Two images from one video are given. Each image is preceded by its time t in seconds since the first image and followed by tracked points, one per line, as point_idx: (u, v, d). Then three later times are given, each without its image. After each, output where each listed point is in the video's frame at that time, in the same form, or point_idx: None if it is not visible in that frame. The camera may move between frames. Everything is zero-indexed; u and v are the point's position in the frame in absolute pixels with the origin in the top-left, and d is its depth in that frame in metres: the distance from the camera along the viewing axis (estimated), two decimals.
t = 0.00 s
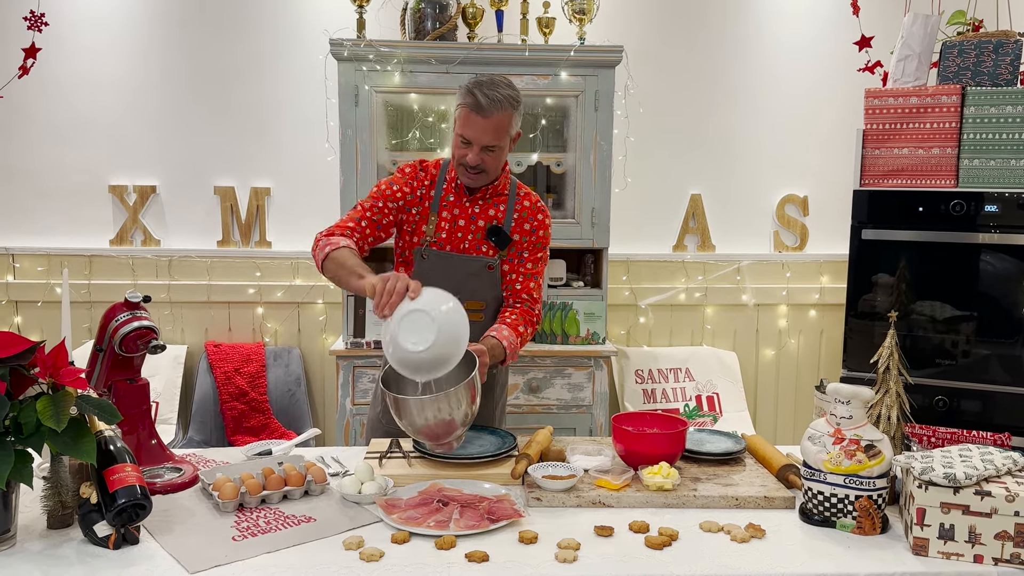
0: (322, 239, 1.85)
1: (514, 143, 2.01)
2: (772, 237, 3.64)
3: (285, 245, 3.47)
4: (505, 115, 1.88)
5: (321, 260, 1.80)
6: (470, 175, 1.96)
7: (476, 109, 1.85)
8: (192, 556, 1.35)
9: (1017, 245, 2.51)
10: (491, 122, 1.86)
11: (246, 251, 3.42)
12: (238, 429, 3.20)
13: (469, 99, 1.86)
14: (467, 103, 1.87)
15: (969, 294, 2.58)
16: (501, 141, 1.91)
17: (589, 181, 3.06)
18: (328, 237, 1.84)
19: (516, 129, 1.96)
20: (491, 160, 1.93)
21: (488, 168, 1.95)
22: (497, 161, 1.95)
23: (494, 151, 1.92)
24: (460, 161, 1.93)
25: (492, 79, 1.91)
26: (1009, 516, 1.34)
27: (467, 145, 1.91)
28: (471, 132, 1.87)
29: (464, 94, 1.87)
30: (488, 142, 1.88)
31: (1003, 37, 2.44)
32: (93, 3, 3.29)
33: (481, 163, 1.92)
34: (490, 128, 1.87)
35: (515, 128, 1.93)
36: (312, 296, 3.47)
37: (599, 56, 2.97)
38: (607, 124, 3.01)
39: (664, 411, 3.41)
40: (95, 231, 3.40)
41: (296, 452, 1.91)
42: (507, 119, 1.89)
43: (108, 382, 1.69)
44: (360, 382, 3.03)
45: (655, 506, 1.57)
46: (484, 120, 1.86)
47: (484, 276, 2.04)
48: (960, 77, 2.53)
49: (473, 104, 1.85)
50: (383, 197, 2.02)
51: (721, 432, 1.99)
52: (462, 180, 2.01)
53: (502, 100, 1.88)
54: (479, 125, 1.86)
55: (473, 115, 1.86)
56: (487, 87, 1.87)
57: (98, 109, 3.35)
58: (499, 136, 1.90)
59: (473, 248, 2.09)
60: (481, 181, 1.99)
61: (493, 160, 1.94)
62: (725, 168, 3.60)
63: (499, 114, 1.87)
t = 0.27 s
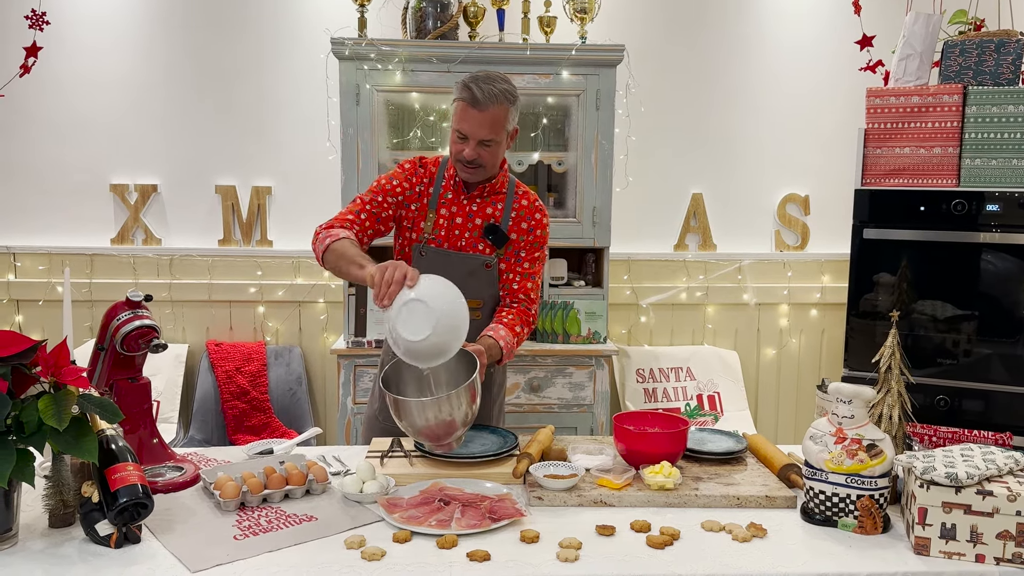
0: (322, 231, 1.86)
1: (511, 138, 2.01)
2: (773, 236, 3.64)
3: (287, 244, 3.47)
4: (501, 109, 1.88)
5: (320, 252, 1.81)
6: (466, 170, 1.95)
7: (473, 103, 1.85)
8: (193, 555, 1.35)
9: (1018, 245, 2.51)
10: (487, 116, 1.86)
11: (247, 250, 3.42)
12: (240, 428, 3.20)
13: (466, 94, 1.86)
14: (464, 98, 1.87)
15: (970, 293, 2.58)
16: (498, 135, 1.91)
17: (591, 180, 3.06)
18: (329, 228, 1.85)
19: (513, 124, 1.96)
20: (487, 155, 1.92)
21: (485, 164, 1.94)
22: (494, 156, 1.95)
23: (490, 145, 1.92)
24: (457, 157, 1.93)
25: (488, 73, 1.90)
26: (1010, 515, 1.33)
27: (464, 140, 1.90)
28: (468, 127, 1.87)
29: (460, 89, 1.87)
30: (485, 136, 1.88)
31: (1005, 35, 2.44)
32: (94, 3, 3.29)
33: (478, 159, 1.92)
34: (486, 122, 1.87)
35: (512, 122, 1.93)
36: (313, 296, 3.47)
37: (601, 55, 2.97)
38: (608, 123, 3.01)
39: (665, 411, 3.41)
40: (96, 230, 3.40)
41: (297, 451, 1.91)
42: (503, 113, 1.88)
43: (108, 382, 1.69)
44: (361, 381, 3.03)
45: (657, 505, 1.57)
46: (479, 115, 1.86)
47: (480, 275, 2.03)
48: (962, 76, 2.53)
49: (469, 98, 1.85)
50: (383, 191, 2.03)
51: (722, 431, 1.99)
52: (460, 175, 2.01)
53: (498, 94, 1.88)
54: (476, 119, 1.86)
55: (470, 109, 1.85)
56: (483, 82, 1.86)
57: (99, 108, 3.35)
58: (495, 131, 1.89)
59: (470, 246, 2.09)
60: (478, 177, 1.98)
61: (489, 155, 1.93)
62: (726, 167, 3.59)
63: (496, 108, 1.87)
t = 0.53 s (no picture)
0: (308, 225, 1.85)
1: (503, 136, 2.01)
2: (775, 235, 3.64)
3: (287, 242, 3.47)
4: (491, 108, 1.88)
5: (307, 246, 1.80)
6: (458, 170, 1.95)
7: (463, 103, 1.85)
8: (195, 553, 1.35)
9: (1019, 244, 2.51)
10: (478, 115, 1.86)
11: (248, 249, 3.42)
12: (241, 426, 3.20)
13: (456, 94, 1.86)
14: (454, 98, 1.87)
15: (971, 292, 2.58)
16: (490, 134, 1.91)
17: (592, 179, 3.05)
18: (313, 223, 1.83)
19: (505, 122, 1.95)
20: (479, 155, 1.92)
21: (477, 163, 1.94)
22: (486, 155, 1.95)
23: (482, 145, 1.91)
24: (449, 157, 1.93)
25: (477, 72, 1.90)
26: (1012, 514, 1.33)
27: (455, 140, 1.90)
28: (460, 127, 1.87)
29: (450, 89, 1.87)
30: (475, 135, 1.88)
31: (1006, 34, 2.45)
32: (95, 2, 3.29)
33: (470, 158, 1.92)
34: (477, 121, 1.87)
35: (502, 120, 1.92)
36: (314, 294, 3.47)
37: (602, 53, 2.97)
38: (610, 122, 3.01)
39: (666, 410, 3.41)
40: (96, 228, 3.40)
41: (299, 450, 1.91)
42: (493, 112, 1.88)
43: (110, 380, 1.69)
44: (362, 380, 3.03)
45: (658, 504, 1.57)
46: (470, 114, 1.86)
47: (474, 273, 2.06)
48: (963, 75, 2.52)
49: (459, 98, 1.85)
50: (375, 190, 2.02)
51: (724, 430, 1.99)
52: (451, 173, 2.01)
53: (487, 92, 1.87)
54: (467, 119, 1.86)
55: (461, 109, 1.86)
56: (473, 81, 1.86)
57: (99, 107, 3.35)
58: (487, 130, 1.89)
59: (464, 244, 2.08)
60: (469, 176, 1.99)
61: (481, 155, 1.93)
62: (727, 165, 3.59)
63: (486, 106, 1.87)
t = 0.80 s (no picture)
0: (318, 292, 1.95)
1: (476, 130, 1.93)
2: (777, 233, 3.63)
3: (289, 241, 3.46)
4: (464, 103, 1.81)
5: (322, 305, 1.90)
6: (437, 170, 1.91)
7: (436, 103, 1.77)
8: (197, 552, 1.35)
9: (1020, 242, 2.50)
10: (451, 115, 1.79)
11: (249, 248, 3.42)
12: (243, 425, 3.20)
13: (426, 93, 1.77)
14: (424, 97, 1.78)
15: (973, 291, 2.58)
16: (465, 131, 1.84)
17: (593, 178, 3.05)
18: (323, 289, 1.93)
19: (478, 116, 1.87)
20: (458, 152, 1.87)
21: (456, 160, 1.89)
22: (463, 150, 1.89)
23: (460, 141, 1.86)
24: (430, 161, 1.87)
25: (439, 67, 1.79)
26: (1015, 513, 1.33)
27: (434, 142, 1.84)
28: (434, 129, 1.80)
29: (418, 93, 1.77)
30: (453, 135, 1.82)
31: (1009, 32, 2.44)
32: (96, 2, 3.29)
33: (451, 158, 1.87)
34: (451, 121, 1.80)
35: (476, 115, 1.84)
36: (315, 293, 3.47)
37: (603, 52, 2.96)
38: (611, 120, 3.01)
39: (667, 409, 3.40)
40: (97, 227, 3.39)
41: (300, 449, 1.91)
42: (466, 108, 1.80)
43: (111, 379, 1.69)
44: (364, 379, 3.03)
45: (660, 503, 1.57)
46: (446, 115, 1.78)
47: (457, 272, 2.00)
48: (966, 73, 2.52)
49: (432, 101, 1.77)
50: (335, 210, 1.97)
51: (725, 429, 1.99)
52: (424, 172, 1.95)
53: (457, 87, 1.79)
54: (439, 118, 1.79)
55: (433, 111, 1.78)
56: (442, 79, 1.76)
57: (99, 106, 3.35)
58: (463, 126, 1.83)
59: (441, 243, 2.02)
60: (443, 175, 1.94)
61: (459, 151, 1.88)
62: (728, 164, 3.59)
63: (459, 103, 1.79)
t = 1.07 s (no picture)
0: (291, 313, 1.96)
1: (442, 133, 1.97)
2: (777, 232, 3.63)
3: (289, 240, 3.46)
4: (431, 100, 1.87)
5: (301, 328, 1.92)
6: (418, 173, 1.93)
7: (408, 104, 1.83)
8: (198, 551, 1.35)
9: (1021, 241, 2.50)
10: (423, 114, 1.85)
11: (249, 247, 3.42)
12: (243, 424, 3.20)
13: (396, 96, 1.84)
14: (394, 101, 1.84)
15: (973, 290, 2.57)
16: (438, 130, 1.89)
17: (594, 176, 3.05)
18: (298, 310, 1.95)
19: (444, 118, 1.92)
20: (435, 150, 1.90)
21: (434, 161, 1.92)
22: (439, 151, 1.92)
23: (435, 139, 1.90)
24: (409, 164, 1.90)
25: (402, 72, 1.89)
26: (1017, 512, 1.33)
27: (411, 145, 1.87)
28: (411, 130, 1.85)
29: (385, 97, 1.85)
30: (428, 131, 1.86)
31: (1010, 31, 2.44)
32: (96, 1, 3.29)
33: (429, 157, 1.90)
34: (424, 119, 1.85)
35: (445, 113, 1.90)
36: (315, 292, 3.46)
37: (604, 50, 2.96)
38: (612, 119, 3.00)
39: (668, 408, 3.40)
40: (97, 225, 3.39)
41: (301, 447, 1.91)
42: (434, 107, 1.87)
43: (111, 377, 1.69)
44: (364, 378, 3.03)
45: (661, 502, 1.57)
46: (416, 110, 1.84)
47: (452, 267, 2.06)
48: (967, 72, 2.51)
49: (400, 100, 1.84)
50: (317, 231, 2.01)
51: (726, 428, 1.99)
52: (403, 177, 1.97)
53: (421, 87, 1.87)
54: (412, 119, 1.84)
55: (405, 113, 1.83)
56: (405, 80, 1.85)
57: (100, 104, 3.34)
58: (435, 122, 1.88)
59: (429, 241, 2.07)
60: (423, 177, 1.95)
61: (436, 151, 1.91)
62: (728, 163, 3.58)
63: (426, 103, 1.86)
